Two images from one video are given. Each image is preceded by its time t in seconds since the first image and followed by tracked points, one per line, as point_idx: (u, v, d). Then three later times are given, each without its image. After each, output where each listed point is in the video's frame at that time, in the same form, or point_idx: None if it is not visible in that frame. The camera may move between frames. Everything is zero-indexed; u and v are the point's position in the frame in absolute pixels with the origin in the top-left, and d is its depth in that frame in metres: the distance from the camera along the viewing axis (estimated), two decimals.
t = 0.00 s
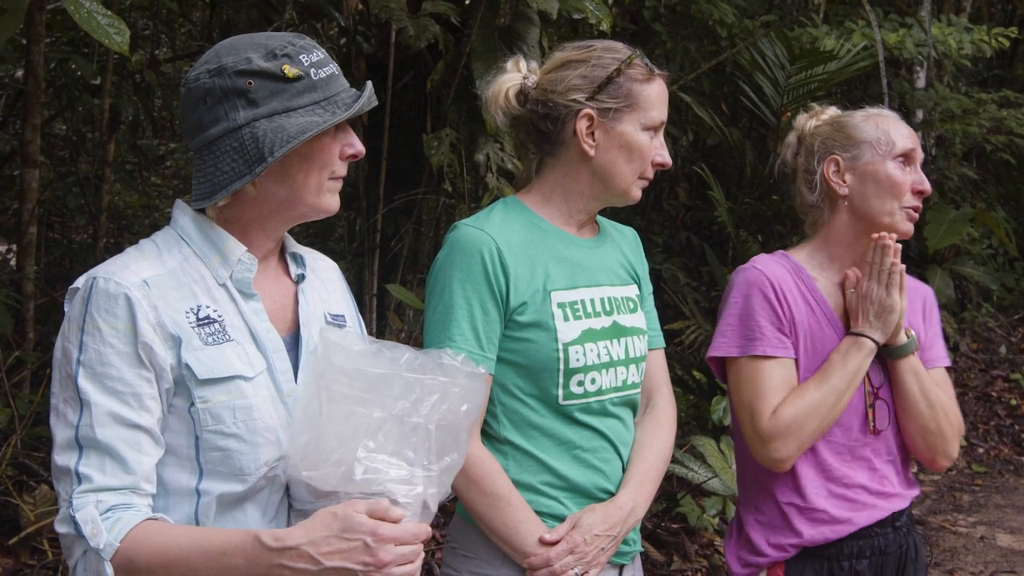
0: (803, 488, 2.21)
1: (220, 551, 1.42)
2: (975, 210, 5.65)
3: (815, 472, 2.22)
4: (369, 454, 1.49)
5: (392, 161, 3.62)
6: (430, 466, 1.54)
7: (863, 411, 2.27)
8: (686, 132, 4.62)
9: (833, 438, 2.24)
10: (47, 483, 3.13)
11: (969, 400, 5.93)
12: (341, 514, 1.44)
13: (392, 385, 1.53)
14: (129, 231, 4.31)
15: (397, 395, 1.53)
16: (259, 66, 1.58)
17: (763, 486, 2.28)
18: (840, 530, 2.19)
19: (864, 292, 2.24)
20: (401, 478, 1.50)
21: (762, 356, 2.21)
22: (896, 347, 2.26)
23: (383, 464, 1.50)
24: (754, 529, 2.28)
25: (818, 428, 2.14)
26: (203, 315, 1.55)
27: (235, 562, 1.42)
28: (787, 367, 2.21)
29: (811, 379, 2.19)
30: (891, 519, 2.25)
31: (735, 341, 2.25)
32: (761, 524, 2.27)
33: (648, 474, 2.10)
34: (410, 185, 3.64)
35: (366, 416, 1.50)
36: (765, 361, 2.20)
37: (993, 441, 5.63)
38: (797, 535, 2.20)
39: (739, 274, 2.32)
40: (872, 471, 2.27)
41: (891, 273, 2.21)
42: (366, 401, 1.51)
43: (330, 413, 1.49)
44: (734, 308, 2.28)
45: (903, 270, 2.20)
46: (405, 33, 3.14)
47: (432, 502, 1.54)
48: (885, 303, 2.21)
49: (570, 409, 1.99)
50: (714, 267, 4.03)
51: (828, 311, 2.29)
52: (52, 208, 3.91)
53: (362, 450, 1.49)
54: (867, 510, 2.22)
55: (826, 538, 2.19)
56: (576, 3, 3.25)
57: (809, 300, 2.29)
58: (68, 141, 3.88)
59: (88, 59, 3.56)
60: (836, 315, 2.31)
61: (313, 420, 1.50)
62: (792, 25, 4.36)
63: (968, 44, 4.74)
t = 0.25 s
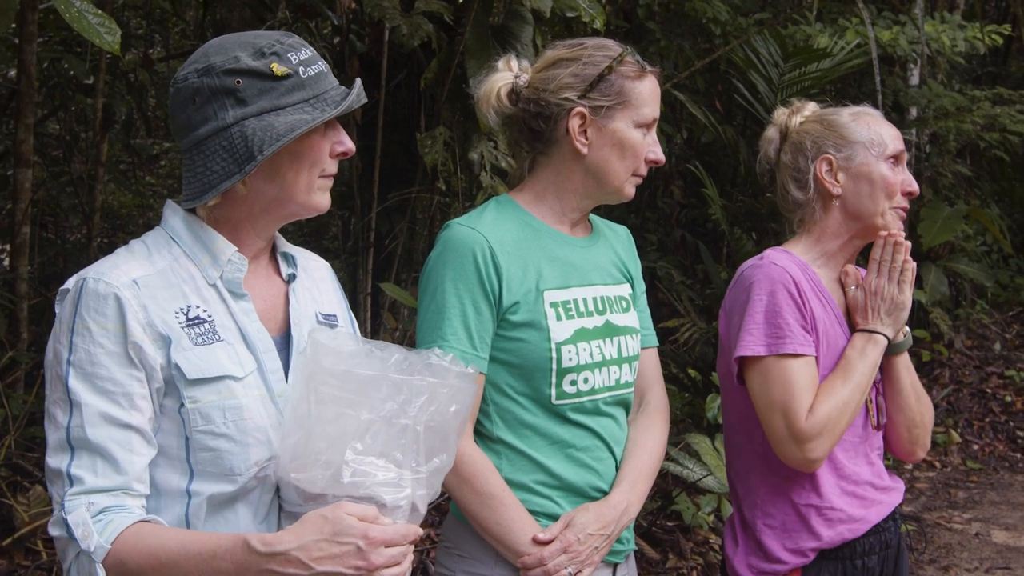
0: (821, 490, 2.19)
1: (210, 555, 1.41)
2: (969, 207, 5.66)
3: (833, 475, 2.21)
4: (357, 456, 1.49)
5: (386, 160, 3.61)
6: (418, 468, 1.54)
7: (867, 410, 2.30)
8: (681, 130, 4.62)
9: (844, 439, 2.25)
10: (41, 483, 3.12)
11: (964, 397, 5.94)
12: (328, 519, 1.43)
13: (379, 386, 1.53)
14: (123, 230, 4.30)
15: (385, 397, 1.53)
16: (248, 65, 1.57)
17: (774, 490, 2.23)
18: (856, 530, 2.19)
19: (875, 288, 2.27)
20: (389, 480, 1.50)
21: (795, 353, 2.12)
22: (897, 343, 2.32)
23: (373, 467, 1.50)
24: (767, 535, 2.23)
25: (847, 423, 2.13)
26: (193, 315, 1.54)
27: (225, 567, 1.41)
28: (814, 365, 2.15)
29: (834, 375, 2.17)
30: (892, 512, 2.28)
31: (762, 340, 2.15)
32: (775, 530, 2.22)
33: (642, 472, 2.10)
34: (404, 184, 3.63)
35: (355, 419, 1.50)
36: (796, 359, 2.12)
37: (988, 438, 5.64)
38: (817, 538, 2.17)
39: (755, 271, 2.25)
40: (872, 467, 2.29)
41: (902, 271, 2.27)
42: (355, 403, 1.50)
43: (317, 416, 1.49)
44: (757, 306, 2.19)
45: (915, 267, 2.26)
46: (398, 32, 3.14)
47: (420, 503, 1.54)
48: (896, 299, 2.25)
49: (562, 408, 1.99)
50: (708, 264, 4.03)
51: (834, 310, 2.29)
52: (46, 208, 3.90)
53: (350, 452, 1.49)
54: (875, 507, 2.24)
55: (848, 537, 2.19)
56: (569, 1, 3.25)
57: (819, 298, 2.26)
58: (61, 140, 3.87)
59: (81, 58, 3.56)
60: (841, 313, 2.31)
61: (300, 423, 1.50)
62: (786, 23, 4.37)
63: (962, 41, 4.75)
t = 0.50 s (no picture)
0: (818, 490, 2.19)
1: (204, 555, 1.41)
2: (965, 208, 5.66)
3: (827, 474, 2.21)
4: (354, 459, 1.49)
5: (381, 160, 3.62)
6: (415, 470, 1.54)
7: (862, 410, 2.31)
8: (677, 130, 4.62)
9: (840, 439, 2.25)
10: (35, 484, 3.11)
11: (959, 397, 5.94)
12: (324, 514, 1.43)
13: (376, 388, 1.52)
14: (118, 231, 4.30)
15: (382, 399, 1.52)
16: (239, 64, 1.57)
17: (772, 490, 2.23)
18: (852, 529, 2.20)
19: (873, 288, 2.28)
20: (388, 482, 1.50)
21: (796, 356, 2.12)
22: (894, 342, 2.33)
23: (371, 470, 1.49)
24: (763, 534, 2.23)
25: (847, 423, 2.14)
26: (184, 317, 1.54)
27: (218, 566, 1.41)
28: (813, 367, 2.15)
29: (832, 376, 2.18)
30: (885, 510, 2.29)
31: (764, 342, 2.15)
32: (770, 529, 2.22)
33: (635, 472, 2.10)
34: (399, 184, 3.63)
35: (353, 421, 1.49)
36: (796, 362, 2.12)
37: (983, 438, 5.64)
38: (813, 538, 2.18)
39: (755, 272, 2.24)
40: (866, 467, 2.30)
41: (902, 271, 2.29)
42: (351, 405, 1.50)
43: (314, 417, 1.49)
44: (758, 308, 2.18)
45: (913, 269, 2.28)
46: (393, 32, 3.14)
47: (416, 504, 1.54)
48: (895, 300, 2.26)
49: (555, 409, 1.99)
50: (704, 265, 4.04)
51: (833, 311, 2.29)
52: (40, 208, 3.89)
53: (346, 454, 1.48)
54: (870, 506, 2.24)
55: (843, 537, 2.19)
56: (564, 1, 3.25)
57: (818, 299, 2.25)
58: (56, 140, 3.87)
59: (76, 58, 3.55)
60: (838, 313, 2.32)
61: (295, 425, 1.50)
62: (782, 23, 4.37)
63: (957, 42, 4.75)
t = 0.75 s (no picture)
0: (804, 490, 2.21)
1: (209, 554, 1.42)
2: (967, 207, 5.66)
3: (816, 474, 2.22)
4: (358, 459, 1.49)
5: (384, 160, 3.62)
6: (418, 470, 1.54)
7: (861, 413, 2.29)
8: (679, 130, 4.62)
9: (835, 443, 2.25)
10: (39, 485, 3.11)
11: (963, 396, 5.94)
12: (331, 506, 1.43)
13: (378, 388, 1.52)
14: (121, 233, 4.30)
15: (385, 400, 1.52)
16: (238, 66, 1.57)
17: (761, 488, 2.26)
18: (836, 530, 2.20)
19: (877, 297, 2.25)
20: (392, 482, 1.50)
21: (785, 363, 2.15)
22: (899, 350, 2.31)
23: (375, 470, 1.49)
24: (751, 527, 2.26)
25: (830, 432, 2.14)
26: (185, 318, 1.54)
27: (224, 565, 1.42)
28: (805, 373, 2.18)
29: (825, 384, 2.18)
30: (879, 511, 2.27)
31: (753, 346, 2.19)
32: (758, 522, 2.26)
33: (638, 472, 2.10)
34: (402, 185, 3.63)
35: (356, 421, 1.49)
36: (784, 368, 2.15)
37: (987, 437, 5.64)
38: (796, 535, 2.20)
39: (756, 275, 2.26)
40: (864, 468, 2.29)
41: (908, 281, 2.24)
42: (354, 405, 1.50)
43: (318, 418, 1.49)
44: (752, 312, 2.21)
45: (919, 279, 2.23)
46: (395, 32, 3.14)
47: (420, 504, 1.54)
48: (897, 311, 2.23)
49: (556, 409, 1.99)
50: (706, 264, 4.04)
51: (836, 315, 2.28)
52: (43, 210, 3.89)
53: (350, 455, 1.48)
54: (862, 507, 2.24)
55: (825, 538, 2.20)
56: (566, 1, 3.25)
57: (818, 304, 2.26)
58: (58, 142, 3.87)
59: (78, 60, 3.56)
60: (843, 319, 2.30)
61: (298, 426, 1.50)
62: (783, 22, 4.37)
63: (959, 41, 4.75)
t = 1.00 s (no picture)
0: (797, 477, 2.22)
1: (211, 547, 1.42)
2: (971, 203, 5.65)
3: (809, 462, 2.23)
4: (359, 453, 1.49)
5: (387, 155, 3.62)
6: (420, 464, 1.54)
7: (857, 402, 2.28)
8: (683, 125, 4.62)
9: (828, 430, 2.25)
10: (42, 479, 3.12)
11: (966, 393, 5.93)
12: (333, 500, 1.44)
13: (379, 382, 1.52)
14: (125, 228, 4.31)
15: (386, 393, 1.52)
16: (238, 59, 1.57)
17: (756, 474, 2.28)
18: (827, 519, 2.20)
19: (872, 287, 2.24)
20: (393, 476, 1.50)
21: (773, 347, 2.18)
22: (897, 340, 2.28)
23: (377, 464, 1.49)
24: (745, 514, 2.28)
25: (818, 420, 2.14)
26: (186, 312, 1.54)
27: (227, 557, 1.42)
28: (795, 359, 2.20)
29: (816, 369, 2.19)
30: (874, 506, 2.27)
31: (744, 330, 2.22)
32: (751, 509, 2.27)
33: (639, 466, 2.10)
34: (405, 180, 3.63)
35: (358, 415, 1.50)
36: (772, 352, 2.18)
37: (990, 434, 5.63)
38: (786, 522, 2.21)
39: (750, 262, 2.29)
40: (862, 460, 2.28)
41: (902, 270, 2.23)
42: (355, 399, 1.50)
43: (319, 412, 1.49)
44: (744, 297, 2.25)
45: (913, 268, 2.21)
46: (399, 27, 3.14)
47: (422, 498, 1.54)
48: (891, 300, 2.22)
49: (557, 404, 1.99)
50: (710, 260, 4.04)
51: (833, 304, 2.28)
52: (47, 204, 3.90)
53: (351, 449, 1.49)
54: (855, 500, 2.23)
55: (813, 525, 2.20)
56: None
57: (815, 292, 2.27)
58: (62, 137, 3.87)
59: (82, 55, 3.56)
60: (840, 308, 2.30)
61: (299, 421, 1.50)
62: (788, 18, 4.36)
63: (964, 37, 4.74)
